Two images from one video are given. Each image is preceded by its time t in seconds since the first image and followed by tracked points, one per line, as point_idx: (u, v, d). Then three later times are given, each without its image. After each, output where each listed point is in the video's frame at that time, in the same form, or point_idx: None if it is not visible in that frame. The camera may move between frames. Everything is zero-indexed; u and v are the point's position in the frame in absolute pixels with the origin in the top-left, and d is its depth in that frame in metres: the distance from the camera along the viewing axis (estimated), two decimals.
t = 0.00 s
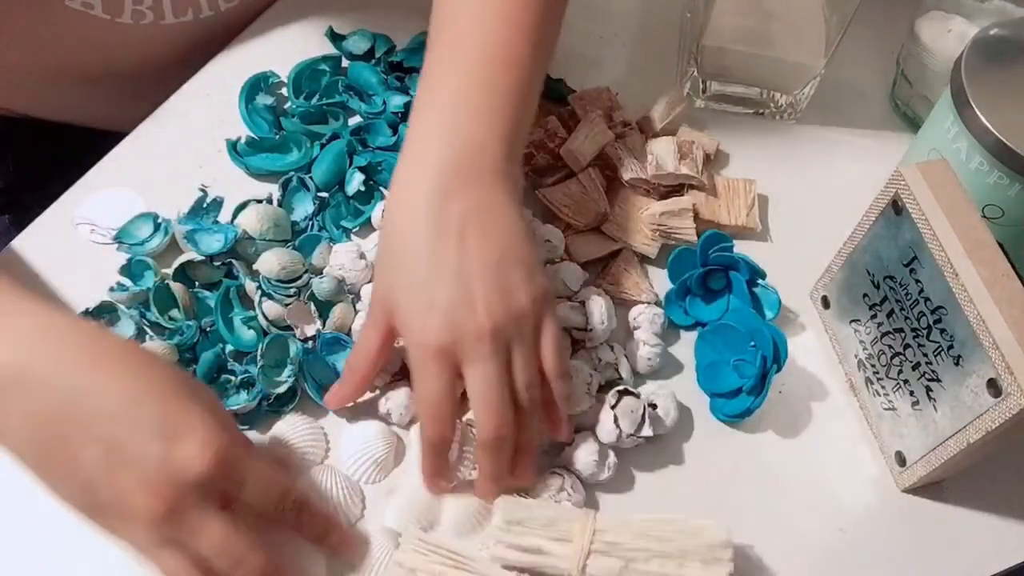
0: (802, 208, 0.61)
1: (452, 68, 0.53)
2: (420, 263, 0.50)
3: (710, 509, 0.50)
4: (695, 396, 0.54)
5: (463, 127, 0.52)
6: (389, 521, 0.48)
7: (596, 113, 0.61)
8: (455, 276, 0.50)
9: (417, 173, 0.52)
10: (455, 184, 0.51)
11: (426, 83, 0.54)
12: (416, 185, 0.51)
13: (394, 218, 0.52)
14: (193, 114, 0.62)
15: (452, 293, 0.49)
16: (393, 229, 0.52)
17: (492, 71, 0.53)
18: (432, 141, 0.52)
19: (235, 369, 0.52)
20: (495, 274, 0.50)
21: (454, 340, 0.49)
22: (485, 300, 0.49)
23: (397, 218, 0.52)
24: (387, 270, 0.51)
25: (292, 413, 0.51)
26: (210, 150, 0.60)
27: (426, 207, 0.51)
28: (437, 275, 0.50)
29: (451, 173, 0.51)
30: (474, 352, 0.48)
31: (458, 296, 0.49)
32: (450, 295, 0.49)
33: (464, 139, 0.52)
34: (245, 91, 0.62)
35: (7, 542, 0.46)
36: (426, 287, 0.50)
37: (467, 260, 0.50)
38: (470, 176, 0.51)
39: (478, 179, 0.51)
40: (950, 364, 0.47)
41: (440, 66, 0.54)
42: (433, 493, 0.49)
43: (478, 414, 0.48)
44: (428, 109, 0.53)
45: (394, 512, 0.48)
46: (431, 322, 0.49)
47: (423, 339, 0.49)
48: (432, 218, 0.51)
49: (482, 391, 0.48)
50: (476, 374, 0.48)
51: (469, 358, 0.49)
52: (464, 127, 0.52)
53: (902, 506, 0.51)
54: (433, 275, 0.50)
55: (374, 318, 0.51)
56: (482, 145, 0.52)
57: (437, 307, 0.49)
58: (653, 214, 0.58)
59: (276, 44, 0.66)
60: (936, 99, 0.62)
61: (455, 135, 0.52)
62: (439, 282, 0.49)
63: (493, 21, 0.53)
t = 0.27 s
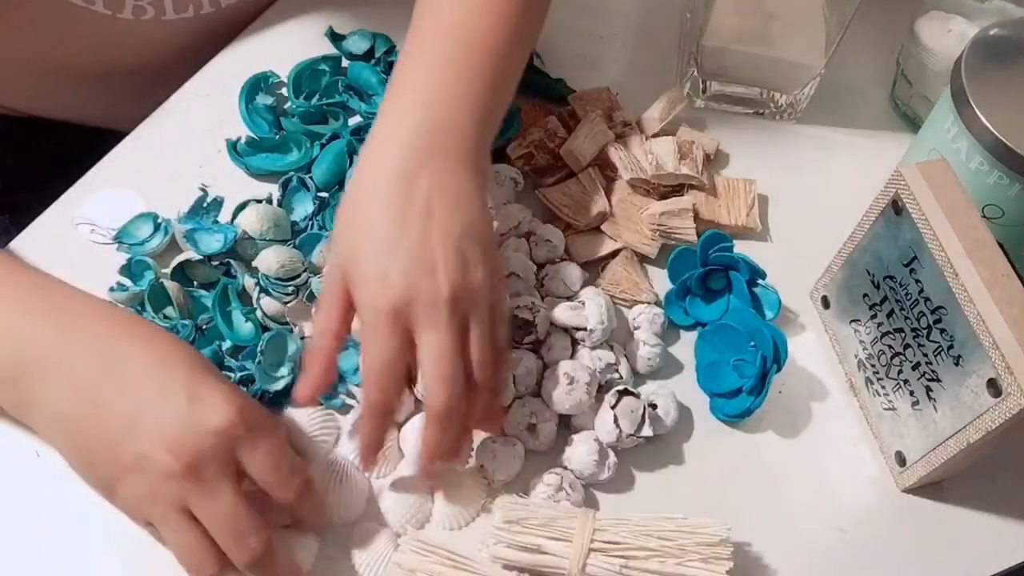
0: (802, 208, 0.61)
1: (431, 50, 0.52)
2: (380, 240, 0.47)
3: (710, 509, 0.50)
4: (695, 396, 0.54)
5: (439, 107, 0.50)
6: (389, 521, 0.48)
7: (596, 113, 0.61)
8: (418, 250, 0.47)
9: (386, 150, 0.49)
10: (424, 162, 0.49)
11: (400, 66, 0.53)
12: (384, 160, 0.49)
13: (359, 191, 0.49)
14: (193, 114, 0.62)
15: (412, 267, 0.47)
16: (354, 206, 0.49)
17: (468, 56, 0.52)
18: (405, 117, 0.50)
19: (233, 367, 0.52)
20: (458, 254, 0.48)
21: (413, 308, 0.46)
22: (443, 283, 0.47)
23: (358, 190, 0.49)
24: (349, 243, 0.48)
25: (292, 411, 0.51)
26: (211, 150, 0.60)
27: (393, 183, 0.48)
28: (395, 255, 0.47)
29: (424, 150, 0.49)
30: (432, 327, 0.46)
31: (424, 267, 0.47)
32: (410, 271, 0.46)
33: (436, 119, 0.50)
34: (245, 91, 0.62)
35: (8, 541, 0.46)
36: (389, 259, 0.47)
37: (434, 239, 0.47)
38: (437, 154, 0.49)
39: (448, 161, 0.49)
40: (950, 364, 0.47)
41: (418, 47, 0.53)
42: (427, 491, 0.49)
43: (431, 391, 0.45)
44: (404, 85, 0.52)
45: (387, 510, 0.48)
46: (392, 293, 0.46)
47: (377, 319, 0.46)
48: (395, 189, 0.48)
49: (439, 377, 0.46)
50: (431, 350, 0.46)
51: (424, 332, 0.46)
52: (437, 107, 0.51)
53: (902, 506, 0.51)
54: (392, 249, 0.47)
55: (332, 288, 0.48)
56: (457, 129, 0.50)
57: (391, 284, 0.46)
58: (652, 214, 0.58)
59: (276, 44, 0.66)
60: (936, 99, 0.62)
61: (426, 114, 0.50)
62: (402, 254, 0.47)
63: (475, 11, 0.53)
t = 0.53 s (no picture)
0: (802, 208, 0.61)
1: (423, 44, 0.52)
2: (373, 234, 0.47)
3: (710, 509, 0.50)
4: (695, 396, 0.54)
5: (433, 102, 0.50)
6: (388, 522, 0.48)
7: (596, 113, 0.61)
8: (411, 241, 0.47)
9: (380, 143, 0.49)
10: (419, 156, 0.49)
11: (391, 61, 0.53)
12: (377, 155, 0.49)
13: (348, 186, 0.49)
14: (194, 115, 0.62)
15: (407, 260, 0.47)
16: (343, 199, 0.48)
17: (461, 51, 0.52)
18: (398, 112, 0.50)
19: (233, 367, 0.51)
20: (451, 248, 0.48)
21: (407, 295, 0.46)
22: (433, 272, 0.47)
23: (349, 184, 0.49)
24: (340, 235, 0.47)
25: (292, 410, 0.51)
26: (211, 150, 0.60)
27: (385, 176, 0.48)
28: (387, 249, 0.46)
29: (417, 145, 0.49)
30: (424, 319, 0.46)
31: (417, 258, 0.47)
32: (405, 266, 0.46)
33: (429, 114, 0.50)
34: (245, 91, 0.62)
35: (9, 542, 0.46)
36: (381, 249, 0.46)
37: (428, 232, 0.47)
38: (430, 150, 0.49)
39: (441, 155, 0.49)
40: (950, 364, 0.47)
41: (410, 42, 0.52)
42: (427, 491, 0.49)
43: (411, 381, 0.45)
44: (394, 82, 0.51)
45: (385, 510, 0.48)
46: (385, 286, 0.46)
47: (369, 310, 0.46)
48: (390, 183, 0.48)
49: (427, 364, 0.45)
50: (422, 340, 0.46)
51: (415, 323, 0.46)
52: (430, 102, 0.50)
53: (902, 507, 0.51)
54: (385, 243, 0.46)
55: (319, 274, 0.47)
56: (450, 124, 0.50)
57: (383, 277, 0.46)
58: (652, 214, 0.58)
59: (276, 44, 0.66)
60: (936, 99, 0.62)
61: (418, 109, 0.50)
62: (396, 246, 0.46)
63: (469, 4, 0.53)
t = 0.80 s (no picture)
0: (802, 208, 0.61)
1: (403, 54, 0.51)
2: (347, 246, 0.46)
3: (710, 509, 0.50)
4: (695, 395, 0.54)
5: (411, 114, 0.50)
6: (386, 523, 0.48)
7: (596, 113, 0.61)
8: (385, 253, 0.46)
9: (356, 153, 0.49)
10: (396, 169, 0.48)
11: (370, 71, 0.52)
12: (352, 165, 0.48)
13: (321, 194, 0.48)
14: (194, 114, 0.62)
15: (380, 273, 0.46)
16: (316, 211, 0.48)
17: (442, 64, 0.51)
18: (374, 123, 0.49)
19: (232, 367, 0.52)
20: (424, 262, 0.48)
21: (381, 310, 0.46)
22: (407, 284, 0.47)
23: (323, 193, 0.48)
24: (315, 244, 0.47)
25: (293, 409, 0.51)
26: (211, 150, 0.60)
27: (360, 188, 0.47)
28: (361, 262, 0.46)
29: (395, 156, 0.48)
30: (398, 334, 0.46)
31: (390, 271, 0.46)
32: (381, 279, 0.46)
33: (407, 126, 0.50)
34: (245, 91, 0.62)
35: (10, 541, 0.46)
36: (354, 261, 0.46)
37: (406, 244, 0.47)
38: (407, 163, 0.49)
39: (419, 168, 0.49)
40: (950, 364, 0.47)
41: (389, 52, 0.52)
42: (427, 491, 0.49)
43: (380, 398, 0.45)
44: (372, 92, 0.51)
45: (382, 510, 0.48)
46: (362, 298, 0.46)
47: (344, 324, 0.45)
48: (366, 196, 0.47)
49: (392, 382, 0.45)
50: (390, 355, 0.45)
51: (384, 335, 0.46)
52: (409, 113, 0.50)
53: (903, 506, 0.51)
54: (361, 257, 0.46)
55: (291, 287, 0.47)
56: (428, 137, 0.50)
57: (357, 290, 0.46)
58: (652, 214, 0.58)
59: (275, 44, 0.66)
60: (936, 100, 0.62)
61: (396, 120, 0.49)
62: (373, 257, 0.46)
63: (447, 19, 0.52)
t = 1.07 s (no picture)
0: (803, 208, 0.61)
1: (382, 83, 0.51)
2: (320, 294, 0.46)
3: (710, 509, 0.50)
4: (695, 395, 0.54)
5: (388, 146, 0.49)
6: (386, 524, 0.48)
7: (596, 113, 0.61)
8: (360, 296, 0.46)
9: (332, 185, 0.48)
10: (370, 206, 0.48)
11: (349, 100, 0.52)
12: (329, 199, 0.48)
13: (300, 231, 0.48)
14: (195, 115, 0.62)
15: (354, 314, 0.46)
16: (291, 255, 0.47)
17: (421, 94, 0.50)
18: (350, 155, 0.49)
19: (232, 366, 0.52)
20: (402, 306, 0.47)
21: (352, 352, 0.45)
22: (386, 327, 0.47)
23: (299, 229, 0.48)
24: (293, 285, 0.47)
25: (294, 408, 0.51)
26: (211, 151, 0.60)
27: (334, 233, 0.47)
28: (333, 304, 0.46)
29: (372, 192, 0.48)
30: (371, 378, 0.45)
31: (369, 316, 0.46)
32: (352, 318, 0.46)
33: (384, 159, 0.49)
34: (245, 91, 0.62)
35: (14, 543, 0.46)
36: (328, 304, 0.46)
37: (380, 288, 0.47)
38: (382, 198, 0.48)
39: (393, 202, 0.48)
40: (950, 364, 0.47)
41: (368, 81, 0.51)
42: (427, 492, 0.49)
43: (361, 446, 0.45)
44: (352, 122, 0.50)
45: (382, 512, 0.48)
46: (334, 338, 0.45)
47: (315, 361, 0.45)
48: (339, 234, 0.47)
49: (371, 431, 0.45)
50: (369, 404, 0.45)
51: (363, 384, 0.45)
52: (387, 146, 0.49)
53: (903, 506, 0.51)
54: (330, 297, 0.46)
55: (268, 333, 0.47)
56: (403, 170, 0.49)
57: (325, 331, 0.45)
58: (652, 214, 0.58)
59: (275, 44, 0.66)
60: (936, 99, 0.62)
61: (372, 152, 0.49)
62: (345, 305, 0.46)
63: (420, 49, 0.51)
